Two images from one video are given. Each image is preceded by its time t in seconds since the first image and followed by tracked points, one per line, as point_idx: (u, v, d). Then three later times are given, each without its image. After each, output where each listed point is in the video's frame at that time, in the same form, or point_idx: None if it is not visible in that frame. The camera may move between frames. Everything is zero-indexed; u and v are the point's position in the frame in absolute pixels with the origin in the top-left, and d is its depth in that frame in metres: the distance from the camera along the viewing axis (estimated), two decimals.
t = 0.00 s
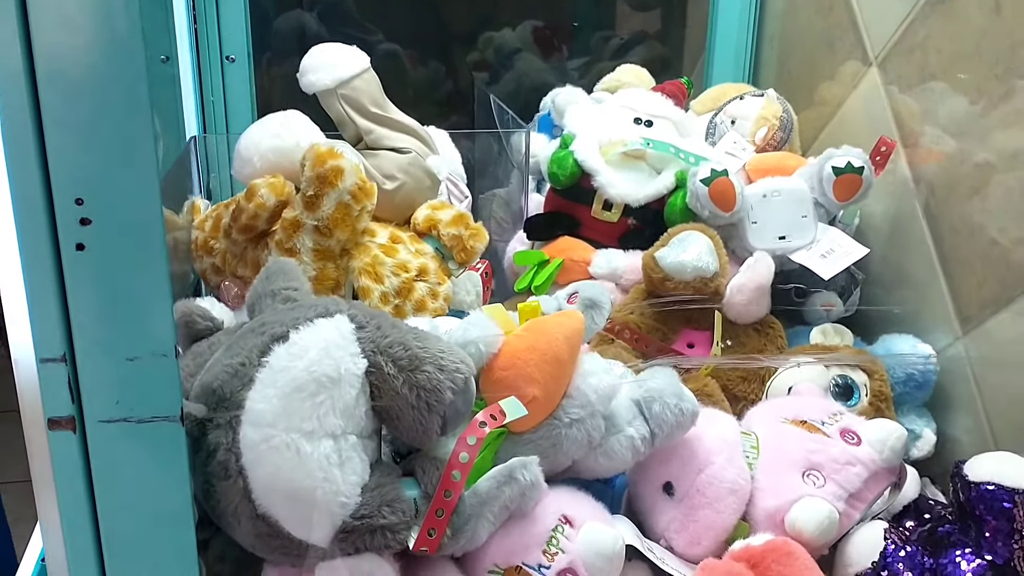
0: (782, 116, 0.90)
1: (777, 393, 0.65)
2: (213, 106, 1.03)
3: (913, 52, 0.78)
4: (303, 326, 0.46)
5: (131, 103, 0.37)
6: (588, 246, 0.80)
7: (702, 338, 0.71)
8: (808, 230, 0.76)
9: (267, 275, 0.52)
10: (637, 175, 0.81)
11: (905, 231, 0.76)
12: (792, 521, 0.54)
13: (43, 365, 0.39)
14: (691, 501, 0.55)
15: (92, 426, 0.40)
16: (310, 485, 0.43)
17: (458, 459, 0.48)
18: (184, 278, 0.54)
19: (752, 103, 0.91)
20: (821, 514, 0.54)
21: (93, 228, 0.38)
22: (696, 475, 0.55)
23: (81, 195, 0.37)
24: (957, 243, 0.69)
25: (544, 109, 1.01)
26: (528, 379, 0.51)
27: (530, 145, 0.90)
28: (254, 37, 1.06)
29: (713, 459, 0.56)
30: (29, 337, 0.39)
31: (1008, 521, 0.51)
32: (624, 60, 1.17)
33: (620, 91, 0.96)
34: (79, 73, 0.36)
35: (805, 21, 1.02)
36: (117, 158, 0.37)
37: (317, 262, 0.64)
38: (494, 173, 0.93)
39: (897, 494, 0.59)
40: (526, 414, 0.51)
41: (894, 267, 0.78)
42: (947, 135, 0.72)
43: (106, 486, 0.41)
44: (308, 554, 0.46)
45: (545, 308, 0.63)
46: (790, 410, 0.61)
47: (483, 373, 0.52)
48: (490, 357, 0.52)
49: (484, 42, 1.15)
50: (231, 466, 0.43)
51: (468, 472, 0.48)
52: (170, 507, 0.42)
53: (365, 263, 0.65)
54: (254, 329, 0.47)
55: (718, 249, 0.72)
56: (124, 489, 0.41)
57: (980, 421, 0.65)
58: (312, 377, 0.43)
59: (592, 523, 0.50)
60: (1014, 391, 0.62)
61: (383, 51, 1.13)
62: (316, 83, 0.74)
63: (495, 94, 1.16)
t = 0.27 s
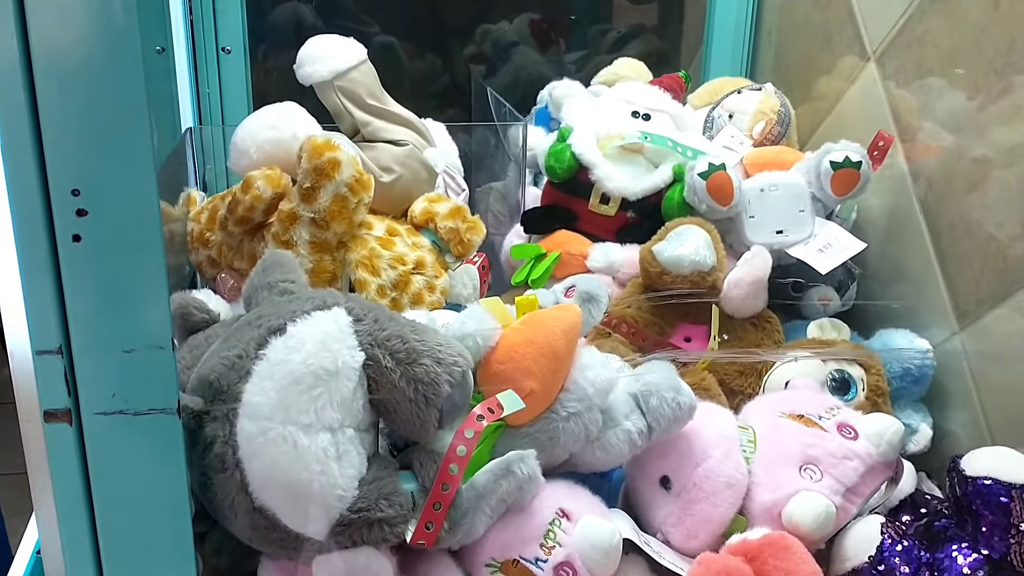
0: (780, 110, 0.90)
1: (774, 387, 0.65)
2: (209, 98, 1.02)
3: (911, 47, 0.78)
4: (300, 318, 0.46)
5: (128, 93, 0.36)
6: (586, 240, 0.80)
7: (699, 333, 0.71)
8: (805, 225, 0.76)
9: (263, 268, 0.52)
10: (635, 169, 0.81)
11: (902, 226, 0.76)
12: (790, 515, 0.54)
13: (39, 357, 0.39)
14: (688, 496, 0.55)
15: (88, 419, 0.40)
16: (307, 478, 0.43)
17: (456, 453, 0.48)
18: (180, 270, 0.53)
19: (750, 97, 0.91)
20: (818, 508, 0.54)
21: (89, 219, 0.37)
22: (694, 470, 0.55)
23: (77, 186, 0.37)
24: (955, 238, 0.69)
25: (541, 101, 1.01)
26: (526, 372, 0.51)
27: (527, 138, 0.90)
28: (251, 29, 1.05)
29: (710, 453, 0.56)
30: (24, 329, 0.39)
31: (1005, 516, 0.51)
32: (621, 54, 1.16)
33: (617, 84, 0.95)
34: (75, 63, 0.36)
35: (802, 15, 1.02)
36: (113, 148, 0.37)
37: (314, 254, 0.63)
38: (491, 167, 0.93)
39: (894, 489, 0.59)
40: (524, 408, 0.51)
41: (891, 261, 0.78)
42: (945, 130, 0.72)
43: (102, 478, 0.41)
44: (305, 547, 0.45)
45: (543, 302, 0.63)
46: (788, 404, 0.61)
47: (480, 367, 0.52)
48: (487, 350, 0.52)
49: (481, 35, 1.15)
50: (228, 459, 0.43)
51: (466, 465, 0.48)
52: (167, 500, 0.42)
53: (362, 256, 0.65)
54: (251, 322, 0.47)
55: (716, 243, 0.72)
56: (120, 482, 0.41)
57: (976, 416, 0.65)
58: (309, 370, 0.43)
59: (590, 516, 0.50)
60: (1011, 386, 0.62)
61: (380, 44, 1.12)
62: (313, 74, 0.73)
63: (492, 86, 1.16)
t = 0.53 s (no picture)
0: (780, 105, 0.90)
1: (773, 381, 0.65)
2: (208, 91, 1.02)
3: (911, 41, 0.78)
4: (298, 312, 0.45)
5: (124, 85, 0.36)
6: (585, 234, 0.80)
7: (698, 327, 0.71)
8: (805, 220, 0.76)
9: (261, 261, 0.52)
10: (634, 163, 0.81)
11: (902, 221, 0.76)
12: (788, 510, 0.54)
13: (36, 350, 0.39)
14: (686, 491, 0.55)
15: (86, 412, 0.40)
16: (305, 472, 0.43)
17: (454, 447, 0.48)
18: (177, 264, 0.53)
19: (749, 92, 0.91)
20: (817, 503, 0.54)
21: (86, 212, 0.37)
22: (692, 464, 0.55)
23: (74, 178, 0.37)
24: (955, 233, 0.69)
25: (541, 95, 1.01)
26: (524, 367, 0.51)
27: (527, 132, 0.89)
28: (248, 21, 1.05)
29: (709, 448, 0.56)
30: (21, 322, 0.39)
31: (1003, 511, 0.51)
32: (620, 48, 1.16)
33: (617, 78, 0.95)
34: (71, 55, 0.36)
35: (803, 9, 1.01)
36: (110, 140, 0.37)
37: (312, 248, 0.63)
38: (490, 161, 0.93)
39: (893, 485, 0.59)
40: (522, 403, 0.51)
41: (891, 257, 0.77)
42: (945, 124, 0.72)
43: (100, 472, 0.41)
44: (302, 542, 0.45)
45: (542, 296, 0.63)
46: (787, 400, 0.61)
47: (478, 361, 0.51)
48: (486, 345, 0.52)
49: (480, 29, 1.14)
50: (226, 453, 0.43)
51: (464, 460, 0.48)
52: (165, 494, 0.42)
53: (360, 250, 0.64)
54: (249, 316, 0.47)
55: (715, 238, 0.72)
56: (118, 476, 0.41)
57: (976, 411, 0.65)
58: (307, 364, 0.43)
59: (588, 511, 0.50)
60: (1010, 382, 0.62)
61: (378, 37, 1.12)
62: (311, 67, 0.73)
63: (491, 80, 1.15)
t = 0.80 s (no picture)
0: (779, 103, 0.90)
1: (772, 380, 0.65)
2: (208, 89, 1.03)
3: (911, 39, 0.78)
4: (298, 309, 0.45)
5: (124, 82, 0.36)
6: (585, 232, 0.80)
7: (697, 325, 0.71)
8: (804, 217, 0.75)
9: (260, 258, 0.52)
10: (634, 161, 0.81)
11: (901, 219, 0.76)
12: (787, 508, 0.54)
13: (36, 347, 0.39)
14: (685, 488, 0.55)
15: (85, 410, 0.40)
16: (304, 469, 0.43)
17: (454, 445, 0.48)
18: (177, 261, 0.53)
19: (749, 89, 0.91)
20: (816, 501, 0.54)
21: (86, 209, 0.37)
22: (692, 462, 0.55)
23: (74, 175, 0.37)
24: (954, 232, 0.69)
25: (541, 93, 1.01)
26: (523, 365, 0.51)
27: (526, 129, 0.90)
28: (248, 18, 1.05)
29: (708, 446, 0.56)
30: (21, 319, 0.38)
31: (1002, 509, 0.51)
32: (620, 45, 1.16)
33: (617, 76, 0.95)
34: (71, 52, 0.36)
35: (802, 7, 1.01)
36: (109, 137, 0.37)
37: (312, 246, 0.63)
38: (490, 158, 0.93)
39: (892, 483, 0.59)
40: (521, 401, 0.51)
41: (890, 254, 0.77)
42: (945, 122, 0.72)
43: (100, 469, 0.41)
44: (302, 538, 0.46)
45: (542, 294, 0.63)
46: (785, 398, 0.61)
47: (477, 359, 0.51)
48: (485, 343, 0.52)
49: (479, 26, 1.14)
50: (225, 450, 0.43)
51: (464, 457, 0.48)
52: (165, 491, 0.42)
53: (360, 248, 0.64)
54: (249, 313, 0.47)
55: (715, 236, 0.72)
56: (118, 473, 0.41)
57: (974, 409, 0.65)
58: (307, 362, 0.43)
59: (587, 509, 0.50)
60: (1009, 379, 0.62)
61: (378, 34, 1.11)
62: (311, 65, 0.73)
63: (490, 78, 1.15)
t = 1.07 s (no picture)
0: (782, 100, 0.89)
1: (775, 377, 0.65)
2: (210, 85, 1.02)
3: (914, 36, 0.78)
4: (300, 305, 0.45)
5: (127, 77, 0.36)
6: (587, 229, 0.80)
7: (699, 323, 0.71)
8: (807, 214, 0.75)
9: (263, 254, 0.51)
10: (636, 157, 0.81)
11: (903, 216, 0.76)
12: (790, 505, 0.54)
13: (37, 343, 0.39)
14: (687, 485, 0.55)
15: (88, 405, 0.40)
16: (307, 465, 0.43)
17: (456, 441, 0.48)
18: (179, 257, 0.53)
19: (751, 86, 0.91)
20: (819, 499, 0.54)
21: (88, 204, 0.37)
22: (694, 459, 0.55)
23: (76, 170, 0.37)
24: (956, 229, 0.69)
25: (542, 90, 1.01)
26: (525, 361, 0.51)
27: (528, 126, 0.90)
28: (250, 15, 1.04)
29: (710, 443, 0.56)
30: (22, 314, 0.38)
31: (1005, 507, 0.51)
32: (622, 42, 1.16)
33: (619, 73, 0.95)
34: (73, 46, 0.35)
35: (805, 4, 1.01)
36: (112, 131, 0.36)
37: (313, 242, 0.63)
38: (491, 155, 0.92)
39: (894, 481, 0.59)
40: (524, 397, 0.51)
41: (892, 252, 0.77)
42: (947, 119, 0.72)
43: (102, 465, 0.41)
44: (304, 535, 0.45)
45: (544, 291, 0.63)
46: (788, 395, 0.61)
47: (479, 356, 0.51)
48: (488, 339, 0.52)
49: (481, 23, 1.14)
50: (228, 446, 0.43)
51: (466, 454, 0.48)
52: (167, 487, 0.42)
53: (362, 244, 0.64)
54: (251, 309, 0.47)
55: (717, 233, 0.72)
56: (120, 468, 0.41)
57: (976, 407, 0.65)
58: (309, 357, 0.43)
59: (590, 505, 0.50)
60: (1011, 377, 0.62)
61: (379, 31, 1.11)
62: (313, 61, 0.73)
63: (492, 74, 1.15)
